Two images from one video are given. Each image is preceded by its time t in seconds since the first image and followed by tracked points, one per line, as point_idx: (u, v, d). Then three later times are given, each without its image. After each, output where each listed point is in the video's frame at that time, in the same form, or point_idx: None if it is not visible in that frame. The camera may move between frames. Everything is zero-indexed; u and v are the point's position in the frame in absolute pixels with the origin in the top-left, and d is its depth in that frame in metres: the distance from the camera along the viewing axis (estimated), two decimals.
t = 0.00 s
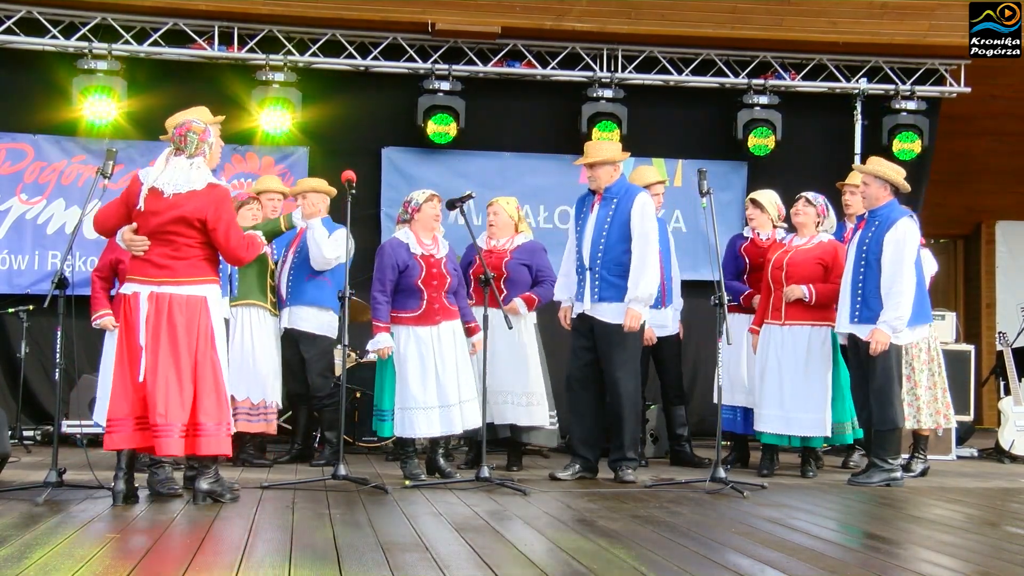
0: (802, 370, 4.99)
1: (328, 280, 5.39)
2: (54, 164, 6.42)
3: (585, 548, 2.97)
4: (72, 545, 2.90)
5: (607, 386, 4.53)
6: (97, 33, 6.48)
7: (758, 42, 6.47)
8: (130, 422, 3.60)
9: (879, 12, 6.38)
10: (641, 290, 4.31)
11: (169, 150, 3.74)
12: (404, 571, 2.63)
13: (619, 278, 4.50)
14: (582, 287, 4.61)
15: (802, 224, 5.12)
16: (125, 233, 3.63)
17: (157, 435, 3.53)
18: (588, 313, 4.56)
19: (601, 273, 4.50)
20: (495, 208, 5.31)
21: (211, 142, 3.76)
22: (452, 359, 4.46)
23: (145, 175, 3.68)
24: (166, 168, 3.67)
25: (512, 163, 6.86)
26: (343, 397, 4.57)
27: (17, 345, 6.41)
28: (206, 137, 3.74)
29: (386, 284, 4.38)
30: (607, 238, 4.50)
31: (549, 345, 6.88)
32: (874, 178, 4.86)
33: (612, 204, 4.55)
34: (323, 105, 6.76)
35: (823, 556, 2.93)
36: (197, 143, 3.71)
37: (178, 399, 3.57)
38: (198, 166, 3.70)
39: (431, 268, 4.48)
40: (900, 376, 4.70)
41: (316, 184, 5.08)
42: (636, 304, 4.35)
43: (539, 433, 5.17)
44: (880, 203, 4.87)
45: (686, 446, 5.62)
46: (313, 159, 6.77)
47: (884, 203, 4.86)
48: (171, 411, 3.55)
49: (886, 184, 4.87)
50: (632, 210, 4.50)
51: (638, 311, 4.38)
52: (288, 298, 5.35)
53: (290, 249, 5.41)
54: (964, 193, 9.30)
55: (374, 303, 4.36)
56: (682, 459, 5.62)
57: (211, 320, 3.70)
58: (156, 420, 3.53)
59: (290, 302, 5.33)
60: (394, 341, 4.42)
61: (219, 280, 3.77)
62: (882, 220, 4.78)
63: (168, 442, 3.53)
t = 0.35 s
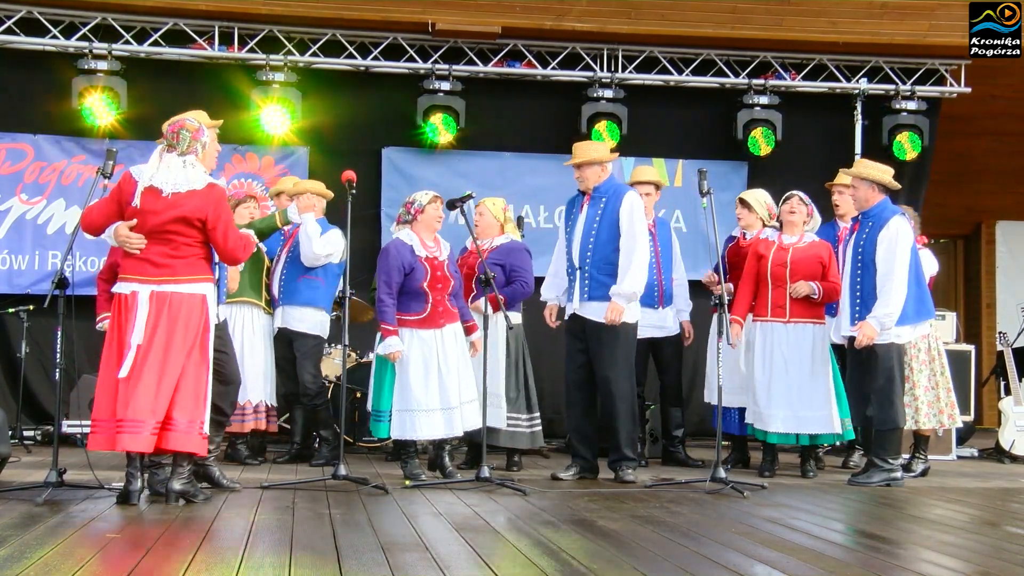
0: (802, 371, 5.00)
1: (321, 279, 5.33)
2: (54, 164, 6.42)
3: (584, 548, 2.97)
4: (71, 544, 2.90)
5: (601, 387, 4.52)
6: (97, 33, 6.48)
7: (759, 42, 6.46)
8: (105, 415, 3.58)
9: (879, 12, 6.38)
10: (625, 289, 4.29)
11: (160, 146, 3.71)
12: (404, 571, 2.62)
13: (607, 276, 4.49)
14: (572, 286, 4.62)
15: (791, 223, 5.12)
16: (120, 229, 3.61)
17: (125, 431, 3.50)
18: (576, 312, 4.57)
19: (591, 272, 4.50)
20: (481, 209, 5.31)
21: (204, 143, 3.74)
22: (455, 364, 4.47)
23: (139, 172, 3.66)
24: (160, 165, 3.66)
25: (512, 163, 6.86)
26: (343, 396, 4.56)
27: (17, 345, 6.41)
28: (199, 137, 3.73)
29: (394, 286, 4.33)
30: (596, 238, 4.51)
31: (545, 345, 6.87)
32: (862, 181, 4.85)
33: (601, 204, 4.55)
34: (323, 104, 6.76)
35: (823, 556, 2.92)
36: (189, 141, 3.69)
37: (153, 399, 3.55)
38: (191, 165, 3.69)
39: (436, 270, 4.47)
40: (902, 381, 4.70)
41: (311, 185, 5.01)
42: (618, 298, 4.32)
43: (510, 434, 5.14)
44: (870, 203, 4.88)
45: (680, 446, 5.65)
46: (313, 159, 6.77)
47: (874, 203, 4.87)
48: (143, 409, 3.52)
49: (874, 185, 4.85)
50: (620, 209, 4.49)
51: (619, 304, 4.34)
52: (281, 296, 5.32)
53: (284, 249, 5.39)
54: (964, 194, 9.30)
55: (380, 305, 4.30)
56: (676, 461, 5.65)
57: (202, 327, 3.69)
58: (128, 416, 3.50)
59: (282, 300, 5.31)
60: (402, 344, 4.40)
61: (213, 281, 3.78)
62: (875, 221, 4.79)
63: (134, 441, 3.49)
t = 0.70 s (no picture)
0: (801, 370, 5.03)
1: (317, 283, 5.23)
2: (54, 164, 6.42)
3: (584, 548, 2.97)
4: (72, 544, 2.90)
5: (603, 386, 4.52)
6: (97, 33, 6.48)
7: (758, 42, 6.47)
8: (115, 420, 3.53)
9: (879, 12, 6.38)
10: (625, 289, 4.29)
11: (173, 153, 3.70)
12: (404, 570, 2.63)
13: (606, 277, 4.49)
14: (570, 288, 4.61)
15: (782, 218, 5.10)
16: (136, 232, 3.56)
17: (141, 437, 3.47)
18: (579, 314, 4.55)
19: (591, 274, 4.50)
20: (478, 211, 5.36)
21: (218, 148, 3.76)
22: (464, 366, 4.49)
23: (156, 178, 3.63)
24: (178, 170, 3.64)
25: (513, 163, 6.86)
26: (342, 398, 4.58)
27: (18, 345, 6.40)
28: (213, 143, 3.74)
29: (408, 286, 4.34)
30: (595, 238, 4.50)
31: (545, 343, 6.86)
32: (858, 184, 4.84)
33: (597, 205, 4.55)
34: (322, 104, 6.77)
35: (822, 556, 2.93)
36: (204, 148, 3.70)
37: (171, 404, 3.54)
38: (207, 171, 3.71)
39: (449, 271, 4.51)
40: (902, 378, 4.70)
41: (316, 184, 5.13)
42: (617, 298, 4.31)
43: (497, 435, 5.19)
44: (870, 203, 4.85)
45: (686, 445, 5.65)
46: (313, 158, 6.77)
47: (874, 203, 4.85)
48: (162, 415, 3.51)
49: (869, 187, 4.84)
50: (617, 210, 4.50)
51: (618, 303, 4.33)
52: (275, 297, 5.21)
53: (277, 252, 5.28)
54: (964, 194, 9.30)
55: (393, 304, 4.31)
56: (677, 459, 5.67)
57: (219, 333, 3.71)
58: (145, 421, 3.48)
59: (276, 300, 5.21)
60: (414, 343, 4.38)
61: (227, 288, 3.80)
62: (874, 222, 4.78)
63: (152, 447, 3.47)
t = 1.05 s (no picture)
0: (801, 375, 5.02)
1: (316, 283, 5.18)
2: (54, 164, 6.41)
3: (585, 548, 2.96)
4: (72, 544, 2.90)
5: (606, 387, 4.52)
6: (97, 33, 6.48)
7: (758, 42, 6.47)
8: (179, 413, 3.43)
9: (879, 12, 6.38)
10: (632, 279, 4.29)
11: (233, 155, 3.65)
12: (404, 570, 2.62)
13: (610, 275, 4.48)
14: (575, 290, 4.61)
15: (777, 224, 5.08)
16: (216, 235, 3.52)
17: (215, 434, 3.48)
18: (583, 315, 4.55)
19: (594, 275, 4.50)
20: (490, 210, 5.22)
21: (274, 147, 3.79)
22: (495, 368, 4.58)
23: (234, 182, 3.59)
24: (251, 173, 3.66)
25: (513, 162, 6.86)
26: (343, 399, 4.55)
27: (18, 345, 6.40)
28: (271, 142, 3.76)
29: (442, 286, 4.40)
30: (592, 238, 4.50)
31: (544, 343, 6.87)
32: (858, 185, 4.85)
33: (589, 205, 4.55)
34: (322, 105, 6.77)
35: (822, 556, 2.92)
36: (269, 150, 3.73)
37: (245, 403, 3.56)
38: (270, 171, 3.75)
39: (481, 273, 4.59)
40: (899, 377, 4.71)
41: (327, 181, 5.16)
42: (626, 284, 4.29)
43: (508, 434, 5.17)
44: (869, 204, 4.85)
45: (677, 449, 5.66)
46: (313, 158, 6.77)
47: (874, 203, 4.84)
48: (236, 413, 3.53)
49: (869, 188, 4.84)
50: (610, 208, 4.50)
51: (626, 290, 4.30)
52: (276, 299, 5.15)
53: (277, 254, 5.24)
54: (964, 194, 9.31)
55: (426, 303, 4.36)
56: (670, 460, 5.67)
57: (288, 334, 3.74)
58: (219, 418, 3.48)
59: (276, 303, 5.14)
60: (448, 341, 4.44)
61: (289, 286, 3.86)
62: (866, 222, 4.79)
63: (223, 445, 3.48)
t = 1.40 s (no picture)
0: (801, 372, 5.00)
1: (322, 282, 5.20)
2: (54, 164, 6.41)
3: (586, 548, 2.96)
4: (71, 544, 2.90)
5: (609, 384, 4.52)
6: (97, 33, 6.48)
7: (759, 42, 6.46)
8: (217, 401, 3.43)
9: (879, 12, 6.38)
10: (632, 282, 4.31)
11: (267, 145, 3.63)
12: (405, 570, 2.62)
13: (609, 280, 4.47)
14: (576, 300, 4.61)
15: (784, 224, 5.10)
16: (257, 226, 3.50)
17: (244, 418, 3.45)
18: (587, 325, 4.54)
19: (593, 283, 4.49)
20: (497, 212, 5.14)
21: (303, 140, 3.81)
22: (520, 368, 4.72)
23: (277, 176, 3.60)
24: (291, 168, 3.66)
25: (513, 163, 6.86)
26: (342, 400, 4.44)
27: (18, 345, 6.40)
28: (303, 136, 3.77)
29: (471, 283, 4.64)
30: (583, 248, 4.50)
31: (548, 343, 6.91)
32: (859, 183, 4.83)
33: (573, 216, 4.53)
34: (322, 105, 6.77)
35: (822, 556, 2.92)
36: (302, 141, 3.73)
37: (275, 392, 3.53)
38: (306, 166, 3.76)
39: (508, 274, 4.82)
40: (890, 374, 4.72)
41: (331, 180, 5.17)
42: (631, 293, 4.34)
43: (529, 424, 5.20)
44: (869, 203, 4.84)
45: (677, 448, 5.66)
46: (313, 158, 6.77)
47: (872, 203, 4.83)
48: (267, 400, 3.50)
49: (870, 188, 4.83)
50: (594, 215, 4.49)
51: (633, 298, 4.36)
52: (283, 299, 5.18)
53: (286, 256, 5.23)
54: (964, 194, 9.31)
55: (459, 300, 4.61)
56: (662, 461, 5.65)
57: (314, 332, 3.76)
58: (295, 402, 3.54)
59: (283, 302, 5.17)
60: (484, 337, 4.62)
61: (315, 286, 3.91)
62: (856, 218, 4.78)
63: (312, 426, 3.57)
